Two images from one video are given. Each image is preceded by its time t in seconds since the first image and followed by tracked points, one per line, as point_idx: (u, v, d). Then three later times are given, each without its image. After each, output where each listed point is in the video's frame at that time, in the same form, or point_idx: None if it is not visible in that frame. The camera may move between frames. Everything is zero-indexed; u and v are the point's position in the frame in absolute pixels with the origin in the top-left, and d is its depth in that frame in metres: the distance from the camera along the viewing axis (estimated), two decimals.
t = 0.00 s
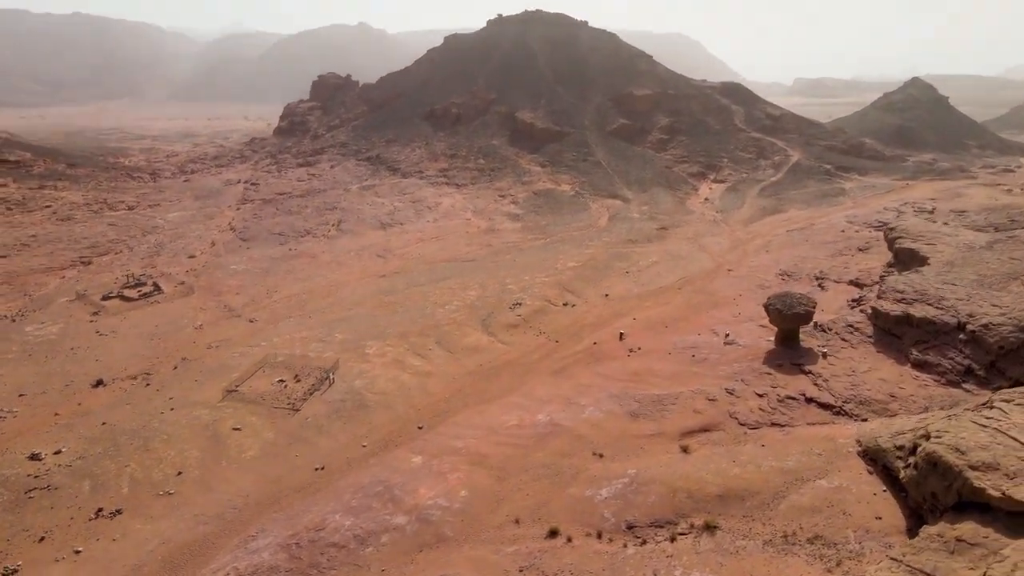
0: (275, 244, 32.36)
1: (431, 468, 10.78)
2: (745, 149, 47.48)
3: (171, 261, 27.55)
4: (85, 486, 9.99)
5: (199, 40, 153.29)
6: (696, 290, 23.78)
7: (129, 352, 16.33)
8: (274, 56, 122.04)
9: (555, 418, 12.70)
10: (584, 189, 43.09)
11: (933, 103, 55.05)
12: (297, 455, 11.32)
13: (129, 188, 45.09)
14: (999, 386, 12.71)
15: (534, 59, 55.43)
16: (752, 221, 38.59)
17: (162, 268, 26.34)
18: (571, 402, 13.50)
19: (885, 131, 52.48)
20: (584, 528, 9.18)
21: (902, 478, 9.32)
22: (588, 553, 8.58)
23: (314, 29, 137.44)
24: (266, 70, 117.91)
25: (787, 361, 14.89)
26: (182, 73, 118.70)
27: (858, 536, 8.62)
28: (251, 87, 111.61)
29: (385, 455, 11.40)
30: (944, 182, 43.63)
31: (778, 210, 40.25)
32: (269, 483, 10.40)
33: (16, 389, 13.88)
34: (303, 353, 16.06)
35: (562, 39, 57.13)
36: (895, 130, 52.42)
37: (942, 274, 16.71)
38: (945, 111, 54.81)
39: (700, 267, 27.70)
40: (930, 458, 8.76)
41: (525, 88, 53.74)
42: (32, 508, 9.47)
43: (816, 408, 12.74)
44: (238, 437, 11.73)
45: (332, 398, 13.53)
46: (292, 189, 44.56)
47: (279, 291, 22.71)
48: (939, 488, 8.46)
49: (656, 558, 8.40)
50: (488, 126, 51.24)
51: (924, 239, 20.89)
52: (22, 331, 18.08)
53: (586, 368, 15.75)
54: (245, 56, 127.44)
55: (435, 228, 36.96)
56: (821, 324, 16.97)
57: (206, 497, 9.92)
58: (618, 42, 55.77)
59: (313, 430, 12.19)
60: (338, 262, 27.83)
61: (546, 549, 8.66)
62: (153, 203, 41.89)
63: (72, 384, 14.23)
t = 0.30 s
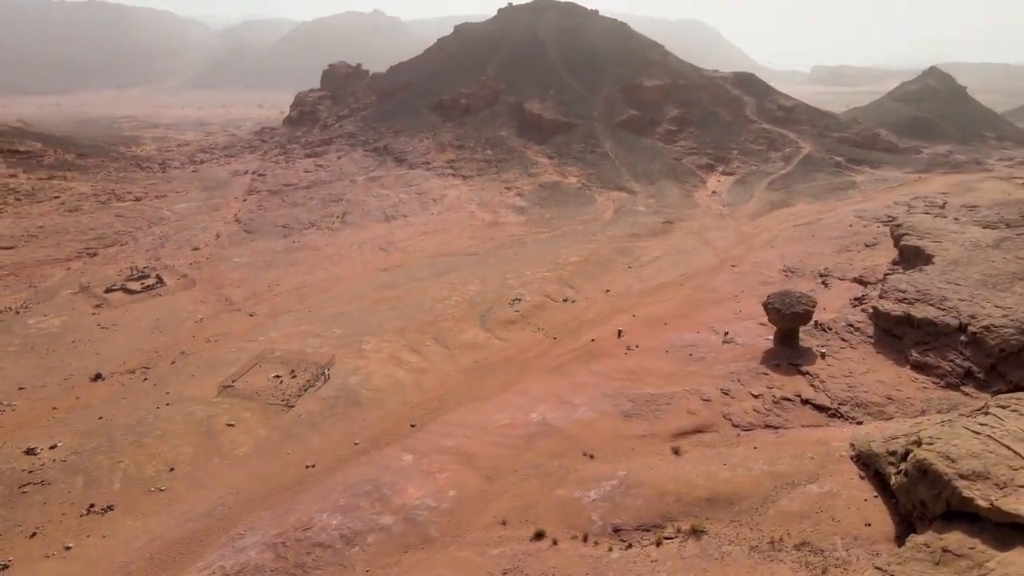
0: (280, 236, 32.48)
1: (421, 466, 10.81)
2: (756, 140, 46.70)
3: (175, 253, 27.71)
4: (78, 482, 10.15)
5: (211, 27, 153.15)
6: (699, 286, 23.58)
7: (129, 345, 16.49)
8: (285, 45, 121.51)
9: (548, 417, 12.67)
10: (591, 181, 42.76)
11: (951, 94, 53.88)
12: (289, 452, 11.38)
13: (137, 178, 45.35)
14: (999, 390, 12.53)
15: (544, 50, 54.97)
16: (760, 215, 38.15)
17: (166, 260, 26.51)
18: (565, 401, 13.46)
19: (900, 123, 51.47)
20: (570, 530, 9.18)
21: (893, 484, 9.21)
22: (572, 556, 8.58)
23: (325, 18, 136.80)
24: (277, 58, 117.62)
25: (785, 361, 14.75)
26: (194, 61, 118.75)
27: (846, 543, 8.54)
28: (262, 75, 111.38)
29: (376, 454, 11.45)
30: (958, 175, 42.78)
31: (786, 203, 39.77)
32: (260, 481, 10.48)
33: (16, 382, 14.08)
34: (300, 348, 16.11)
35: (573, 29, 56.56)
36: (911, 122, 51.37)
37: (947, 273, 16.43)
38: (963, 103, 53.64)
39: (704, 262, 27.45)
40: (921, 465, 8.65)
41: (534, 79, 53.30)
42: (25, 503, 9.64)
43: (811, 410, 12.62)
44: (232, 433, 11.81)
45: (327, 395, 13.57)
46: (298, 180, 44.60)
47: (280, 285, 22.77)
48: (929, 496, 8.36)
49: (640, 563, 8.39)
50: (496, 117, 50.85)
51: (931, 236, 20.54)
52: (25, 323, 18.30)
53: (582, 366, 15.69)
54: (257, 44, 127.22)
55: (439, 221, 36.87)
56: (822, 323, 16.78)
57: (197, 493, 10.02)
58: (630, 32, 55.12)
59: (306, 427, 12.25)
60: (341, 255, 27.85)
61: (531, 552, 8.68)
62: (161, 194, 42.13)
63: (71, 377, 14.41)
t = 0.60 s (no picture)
0: (284, 228, 32.60)
1: (412, 464, 10.84)
2: (767, 132, 46.03)
3: (180, 245, 27.88)
4: (71, 476, 10.31)
5: (223, 13, 153.01)
6: (701, 282, 23.40)
7: (129, 338, 16.66)
8: (296, 32, 121.21)
9: (541, 415, 12.66)
10: (597, 173, 42.45)
11: (970, 84, 52.65)
12: (282, 448, 11.47)
13: (144, 168, 45.61)
14: (998, 393, 12.36)
15: (554, 39, 54.39)
16: (768, 209, 37.72)
17: (171, 252, 26.70)
18: (559, 399, 13.44)
19: (916, 114, 50.46)
20: (556, 532, 9.20)
21: (883, 490, 9.11)
22: (556, 559, 8.59)
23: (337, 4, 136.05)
24: (289, 46, 117.51)
25: (782, 360, 14.60)
26: (206, 49, 118.79)
27: (832, 549, 8.48)
28: (273, 63, 111.25)
29: (368, 451, 11.49)
30: (973, 167, 41.94)
31: (795, 196, 39.28)
32: (252, 476, 10.57)
33: (17, 375, 14.29)
34: (297, 343, 16.19)
35: (584, 18, 55.90)
36: (928, 113, 50.35)
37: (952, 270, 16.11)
38: (982, 93, 52.44)
39: (709, 257, 27.21)
40: (911, 472, 8.54)
41: (543, 68, 52.80)
42: (19, 497, 9.84)
43: (806, 411, 12.50)
44: (226, 429, 11.91)
45: (322, 390, 13.64)
46: (305, 170, 44.64)
47: (282, 277, 22.85)
48: (918, 505, 8.26)
49: (624, 566, 8.38)
50: (504, 106, 50.46)
51: (938, 233, 20.20)
52: (29, 315, 18.53)
53: (578, 363, 15.65)
54: (268, 31, 126.96)
55: (444, 213, 36.80)
56: (822, 321, 16.58)
57: (188, 489, 10.15)
58: (641, 21, 54.37)
59: (300, 423, 12.32)
60: (345, 248, 27.90)
61: (515, 554, 8.70)
62: (168, 184, 42.35)
63: (71, 370, 14.60)
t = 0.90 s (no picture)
0: (289, 219, 32.70)
1: (402, 463, 10.89)
2: (778, 122, 45.34)
3: (185, 236, 28.08)
4: (66, 471, 10.49)
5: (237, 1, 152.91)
6: (704, 278, 23.21)
7: (130, 330, 16.82)
8: (309, 20, 120.90)
9: (534, 413, 12.65)
10: (605, 165, 42.12)
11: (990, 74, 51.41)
12: (275, 444, 11.57)
13: (153, 157, 45.86)
14: (997, 397, 12.19)
15: (564, 28, 53.78)
16: (776, 202, 37.29)
17: (176, 243, 26.87)
18: (553, 398, 13.41)
19: (933, 105, 49.44)
20: (542, 534, 9.22)
21: (872, 496, 9.03)
22: (540, 561, 8.62)
23: None
24: (301, 34, 117.35)
25: (780, 360, 14.47)
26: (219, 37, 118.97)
27: (818, 555, 8.43)
28: (284, 50, 111.16)
29: (360, 448, 11.55)
30: (990, 160, 41.07)
31: (804, 190, 38.78)
32: (243, 473, 10.70)
33: (18, 367, 14.52)
34: (295, 337, 16.26)
35: (595, 6, 55.19)
36: (945, 104, 49.31)
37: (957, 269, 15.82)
38: (1002, 84, 51.23)
39: (714, 252, 26.96)
40: (899, 480, 8.45)
41: (552, 57, 52.29)
42: (14, 491, 10.05)
43: (801, 413, 12.41)
44: (220, 424, 12.02)
45: (318, 385, 13.71)
46: (312, 160, 44.64)
47: (284, 270, 22.93)
48: (905, 513, 8.18)
49: (607, 570, 8.39)
50: (513, 96, 50.06)
51: (945, 230, 19.86)
52: (34, 306, 18.76)
53: (575, 361, 15.60)
54: (280, 19, 126.76)
55: (449, 205, 36.73)
56: (823, 320, 16.40)
57: (179, 485, 10.29)
58: (653, 9, 53.57)
59: (294, 419, 12.39)
60: (348, 240, 27.93)
61: (500, 556, 8.74)
62: (176, 174, 42.56)
63: (72, 362, 14.79)
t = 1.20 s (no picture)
0: (295, 210, 32.81)
1: (394, 460, 10.94)
2: (790, 113, 44.65)
3: (191, 226, 28.26)
4: (62, 464, 10.74)
5: None
6: (707, 273, 23.02)
7: (132, 322, 16.99)
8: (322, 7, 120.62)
9: (528, 411, 12.65)
10: (612, 155, 41.78)
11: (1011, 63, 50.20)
12: (269, 439, 11.69)
13: (162, 146, 46.06)
14: (995, 401, 12.04)
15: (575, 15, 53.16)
16: (784, 195, 36.86)
17: (181, 233, 27.04)
18: (548, 395, 13.40)
19: (950, 95, 48.42)
20: (528, 535, 9.27)
21: (861, 503, 8.95)
22: (524, 562, 8.68)
23: None
24: (314, 22, 117.27)
25: (778, 360, 14.35)
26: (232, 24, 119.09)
27: (803, 561, 8.39)
28: (296, 37, 111.02)
29: (353, 445, 11.63)
30: (1007, 152, 40.21)
31: (814, 182, 38.26)
32: (236, 468, 10.85)
33: (20, 358, 14.77)
34: (294, 331, 16.33)
35: None
36: (963, 94, 48.27)
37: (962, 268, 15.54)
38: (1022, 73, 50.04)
39: (719, 246, 26.72)
40: (887, 488, 8.36)
41: (562, 46, 51.75)
42: (10, 484, 10.32)
43: (796, 414, 12.32)
44: (215, 418, 12.16)
45: (314, 380, 13.79)
46: (319, 150, 44.65)
47: (287, 262, 23.00)
48: (892, 521, 8.11)
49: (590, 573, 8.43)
50: (522, 85, 49.65)
51: (952, 227, 19.54)
52: (39, 297, 18.98)
53: (572, 357, 15.56)
54: (293, 6, 126.53)
55: (454, 196, 36.64)
56: (823, 318, 16.22)
57: (171, 481, 10.49)
58: None
59: (289, 414, 12.48)
60: (352, 231, 27.97)
61: (486, 556, 8.80)
62: (184, 163, 42.77)
63: (72, 354, 15.00)
